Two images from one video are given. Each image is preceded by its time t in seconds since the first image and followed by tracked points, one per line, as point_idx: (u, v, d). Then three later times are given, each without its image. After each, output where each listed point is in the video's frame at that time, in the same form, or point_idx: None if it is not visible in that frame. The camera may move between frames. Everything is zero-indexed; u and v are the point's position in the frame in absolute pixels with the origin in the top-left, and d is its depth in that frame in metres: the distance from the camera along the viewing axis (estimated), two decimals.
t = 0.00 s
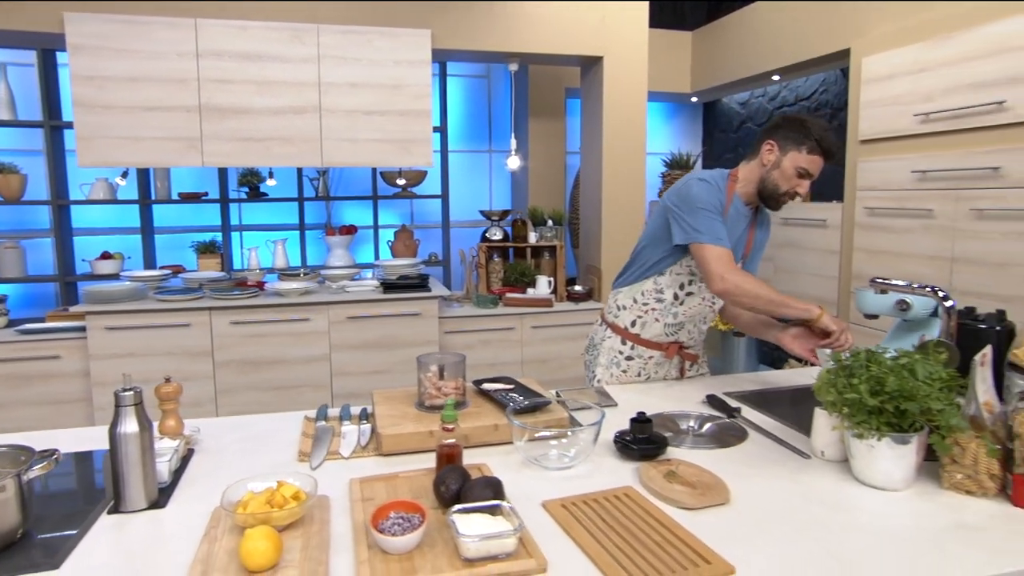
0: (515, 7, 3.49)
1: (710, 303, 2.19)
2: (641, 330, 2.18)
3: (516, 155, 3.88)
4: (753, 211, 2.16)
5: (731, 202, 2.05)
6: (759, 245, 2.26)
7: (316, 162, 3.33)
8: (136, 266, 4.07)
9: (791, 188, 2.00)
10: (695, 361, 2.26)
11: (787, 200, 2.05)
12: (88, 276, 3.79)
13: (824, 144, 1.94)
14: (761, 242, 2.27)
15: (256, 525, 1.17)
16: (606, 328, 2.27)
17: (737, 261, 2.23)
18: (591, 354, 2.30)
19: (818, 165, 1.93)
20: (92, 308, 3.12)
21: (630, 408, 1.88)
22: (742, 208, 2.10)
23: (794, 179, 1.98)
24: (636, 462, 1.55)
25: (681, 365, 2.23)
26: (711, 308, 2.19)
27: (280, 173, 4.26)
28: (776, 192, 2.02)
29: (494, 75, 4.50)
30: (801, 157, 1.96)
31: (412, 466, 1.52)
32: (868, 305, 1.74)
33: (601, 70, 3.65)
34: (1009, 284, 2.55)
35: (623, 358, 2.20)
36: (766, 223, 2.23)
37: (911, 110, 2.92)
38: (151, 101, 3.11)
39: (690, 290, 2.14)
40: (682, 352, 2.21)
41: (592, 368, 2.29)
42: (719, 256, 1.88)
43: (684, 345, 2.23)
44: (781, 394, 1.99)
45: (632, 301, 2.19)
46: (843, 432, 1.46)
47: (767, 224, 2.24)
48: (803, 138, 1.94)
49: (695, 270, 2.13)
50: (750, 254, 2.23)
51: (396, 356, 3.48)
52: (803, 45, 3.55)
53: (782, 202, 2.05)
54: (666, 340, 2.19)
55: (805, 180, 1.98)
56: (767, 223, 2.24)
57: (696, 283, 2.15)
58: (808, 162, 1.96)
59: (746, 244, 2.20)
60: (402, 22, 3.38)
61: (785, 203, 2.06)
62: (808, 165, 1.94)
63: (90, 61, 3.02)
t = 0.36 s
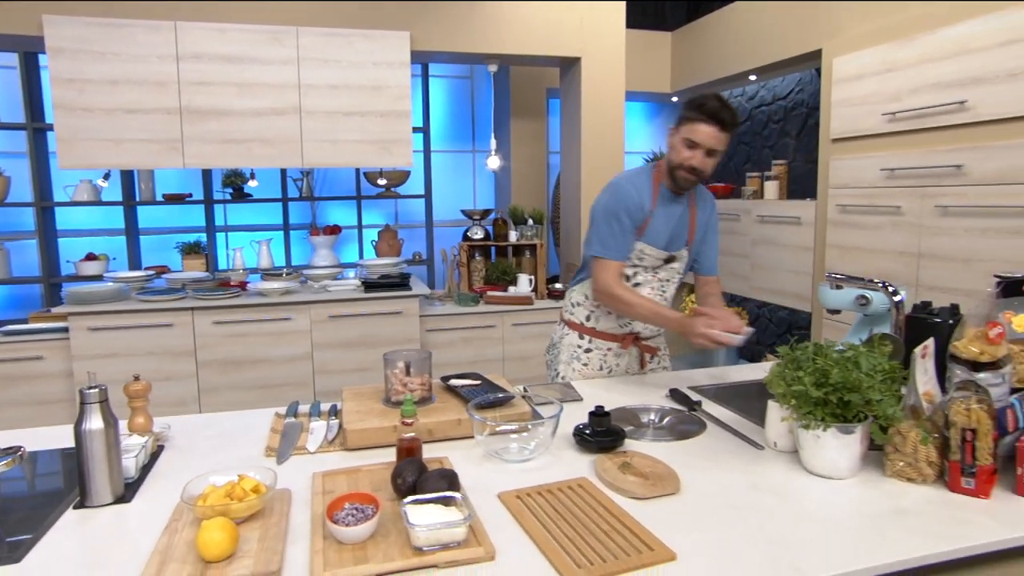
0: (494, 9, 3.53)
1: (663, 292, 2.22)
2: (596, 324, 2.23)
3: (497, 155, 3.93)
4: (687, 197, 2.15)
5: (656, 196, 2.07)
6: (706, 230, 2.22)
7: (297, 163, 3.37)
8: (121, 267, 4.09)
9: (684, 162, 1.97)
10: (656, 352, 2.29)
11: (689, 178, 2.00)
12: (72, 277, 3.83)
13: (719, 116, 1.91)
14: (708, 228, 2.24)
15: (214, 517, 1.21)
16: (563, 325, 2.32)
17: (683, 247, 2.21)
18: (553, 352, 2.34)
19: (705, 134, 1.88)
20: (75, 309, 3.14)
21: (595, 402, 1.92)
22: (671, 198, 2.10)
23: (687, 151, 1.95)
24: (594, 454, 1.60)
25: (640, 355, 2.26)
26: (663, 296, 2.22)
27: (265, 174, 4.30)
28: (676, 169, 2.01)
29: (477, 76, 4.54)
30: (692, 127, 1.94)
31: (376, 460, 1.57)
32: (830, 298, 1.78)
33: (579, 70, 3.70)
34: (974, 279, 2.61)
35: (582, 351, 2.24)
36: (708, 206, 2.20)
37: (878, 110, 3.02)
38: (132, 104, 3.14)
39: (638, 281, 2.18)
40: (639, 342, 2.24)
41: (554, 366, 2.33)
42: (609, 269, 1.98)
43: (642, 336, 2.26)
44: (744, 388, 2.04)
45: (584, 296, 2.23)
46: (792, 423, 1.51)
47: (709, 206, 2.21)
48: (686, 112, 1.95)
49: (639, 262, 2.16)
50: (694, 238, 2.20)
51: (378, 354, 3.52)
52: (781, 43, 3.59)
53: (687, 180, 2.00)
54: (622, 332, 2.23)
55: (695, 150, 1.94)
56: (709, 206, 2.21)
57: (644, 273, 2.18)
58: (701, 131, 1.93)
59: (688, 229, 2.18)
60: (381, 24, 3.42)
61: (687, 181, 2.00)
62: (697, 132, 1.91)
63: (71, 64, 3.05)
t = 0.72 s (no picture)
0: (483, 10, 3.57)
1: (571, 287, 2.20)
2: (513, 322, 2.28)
3: (488, 155, 3.97)
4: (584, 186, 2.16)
5: (542, 189, 2.18)
6: (614, 219, 2.16)
7: (288, 163, 3.42)
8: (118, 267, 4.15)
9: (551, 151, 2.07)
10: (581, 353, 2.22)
11: (565, 168, 2.07)
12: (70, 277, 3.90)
13: (564, 103, 1.97)
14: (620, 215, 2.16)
15: (189, 505, 1.25)
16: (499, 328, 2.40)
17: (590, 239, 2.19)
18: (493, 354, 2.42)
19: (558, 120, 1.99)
20: (70, 308, 3.20)
21: (571, 396, 1.96)
22: (561, 190, 2.17)
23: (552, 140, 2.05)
24: (566, 446, 1.64)
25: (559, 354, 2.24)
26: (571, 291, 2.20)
27: (260, 174, 4.36)
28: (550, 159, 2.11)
29: (470, 77, 4.58)
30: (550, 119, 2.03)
31: (353, 452, 1.61)
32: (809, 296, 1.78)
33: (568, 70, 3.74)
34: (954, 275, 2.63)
35: (504, 350, 2.30)
36: (613, 194, 2.15)
37: (862, 108, 3.04)
38: (125, 106, 3.19)
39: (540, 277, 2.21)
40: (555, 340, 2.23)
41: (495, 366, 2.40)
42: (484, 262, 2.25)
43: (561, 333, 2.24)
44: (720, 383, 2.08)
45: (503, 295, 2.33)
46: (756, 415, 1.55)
47: (615, 192, 2.15)
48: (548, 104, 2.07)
49: (536, 256, 2.22)
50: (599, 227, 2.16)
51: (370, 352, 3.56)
52: (769, 41, 3.62)
53: (561, 168, 2.07)
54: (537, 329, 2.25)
55: (554, 138, 2.03)
56: (616, 191, 2.15)
57: (544, 269, 2.21)
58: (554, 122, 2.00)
59: (589, 219, 2.17)
60: (372, 25, 3.46)
61: (564, 171, 2.07)
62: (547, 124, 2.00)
63: (64, 66, 3.10)
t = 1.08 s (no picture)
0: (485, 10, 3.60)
1: (511, 283, 2.19)
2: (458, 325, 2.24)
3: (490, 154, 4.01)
4: (505, 181, 2.17)
5: (462, 190, 2.19)
6: (542, 209, 2.18)
7: (291, 162, 3.47)
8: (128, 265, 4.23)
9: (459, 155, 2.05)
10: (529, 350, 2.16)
11: (477, 168, 2.05)
12: (80, 274, 3.99)
13: (460, 106, 1.95)
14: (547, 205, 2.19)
15: (177, 492, 1.29)
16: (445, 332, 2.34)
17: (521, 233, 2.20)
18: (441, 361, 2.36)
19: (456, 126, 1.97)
20: (78, 304, 3.27)
21: (560, 392, 1.99)
22: (482, 189, 2.18)
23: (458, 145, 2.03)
24: (550, 439, 1.66)
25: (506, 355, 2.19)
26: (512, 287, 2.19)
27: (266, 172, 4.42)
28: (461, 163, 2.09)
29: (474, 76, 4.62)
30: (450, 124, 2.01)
31: (342, 444, 1.65)
32: (800, 293, 1.81)
33: (569, 68, 3.76)
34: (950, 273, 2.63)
35: (451, 354, 2.24)
36: (537, 184, 2.17)
37: (861, 105, 3.03)
38: (131, 106, 3.25)
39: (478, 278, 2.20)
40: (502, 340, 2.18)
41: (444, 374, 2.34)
42: (402, 265, 2.24)
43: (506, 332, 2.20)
44: (709, 378, 2.10)
45: (445, 301, 2.29)
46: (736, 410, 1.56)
47: (537, 181, 2.17)
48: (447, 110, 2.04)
49: (469, 257, 2.22)
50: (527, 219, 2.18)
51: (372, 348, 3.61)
52: (770, 39, 3.62)
53: (474, 170, 2.06)
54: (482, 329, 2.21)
55: (459, 143, 2.01)
56: (538, 180, 2.17)
57: (480, 268, 2.20)
58: (455, 127, 1.99)
59: (517, 213, 2.18)
60: (374, 25, 3.51)
61: (477, 171, 2.06)
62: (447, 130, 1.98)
63: (72, 68, 3.17)
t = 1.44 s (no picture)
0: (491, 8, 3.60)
1: (493, 281, 2.24)
2: (443, 328, 2.26)
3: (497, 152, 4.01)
4: (480, 179, 2.19)
5: (435, 191, 2.20)
6: (519, 203, 2.25)
7: (298, 160, 3.49)
8: (140, 262, 4.29)
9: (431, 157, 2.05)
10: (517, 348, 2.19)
11: (451, 168, 2.07)
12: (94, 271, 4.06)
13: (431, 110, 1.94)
14: (522, 198, 2.25)
15: (162, 485, 1.30)
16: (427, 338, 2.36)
17: (498, 228, 2.25)
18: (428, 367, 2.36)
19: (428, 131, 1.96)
20: (89, 301, 3.32)
21: (554, 390, 1.98)
22: (456, 188, 2.20)
23: (429, 148, 2.03)
24: (540, 437, 1.65)
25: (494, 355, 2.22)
26: (494, 285, 2.24)
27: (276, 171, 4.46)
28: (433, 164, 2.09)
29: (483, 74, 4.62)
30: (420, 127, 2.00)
31: (333, 439, 1.66)
32: (801, 291, 1.81)
33: (577, 66, 3.74)
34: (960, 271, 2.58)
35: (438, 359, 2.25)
36: (510, 180, 2.22)
37: (871, 101, 2.98)
38: (141, 105, 3.29)
39: (460, 279, 2.23)
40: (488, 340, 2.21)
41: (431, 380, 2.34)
42: (375, 269, 2.23)
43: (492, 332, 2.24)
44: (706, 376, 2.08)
45: (427, 306, 2.31)
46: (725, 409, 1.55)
47: (510, 176, 2.22)
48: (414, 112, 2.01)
49: (449, 258, 2.25)
50: (505, 215, 2.23)
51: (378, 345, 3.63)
52: (780, 35, 3.57)
53: (448, 170, 2.07)
54: (467, 331, 2.24)
55: (431, 146, 2.01)
56: (511, 175, 2.22)
57: (461, 269, 2.25)
58: (426, 130, 1.98)
59: (494, 210, 2.22)
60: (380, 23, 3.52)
61: (451, 172, 2.08)
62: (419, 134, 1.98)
63: (83, 68, 3.21)
